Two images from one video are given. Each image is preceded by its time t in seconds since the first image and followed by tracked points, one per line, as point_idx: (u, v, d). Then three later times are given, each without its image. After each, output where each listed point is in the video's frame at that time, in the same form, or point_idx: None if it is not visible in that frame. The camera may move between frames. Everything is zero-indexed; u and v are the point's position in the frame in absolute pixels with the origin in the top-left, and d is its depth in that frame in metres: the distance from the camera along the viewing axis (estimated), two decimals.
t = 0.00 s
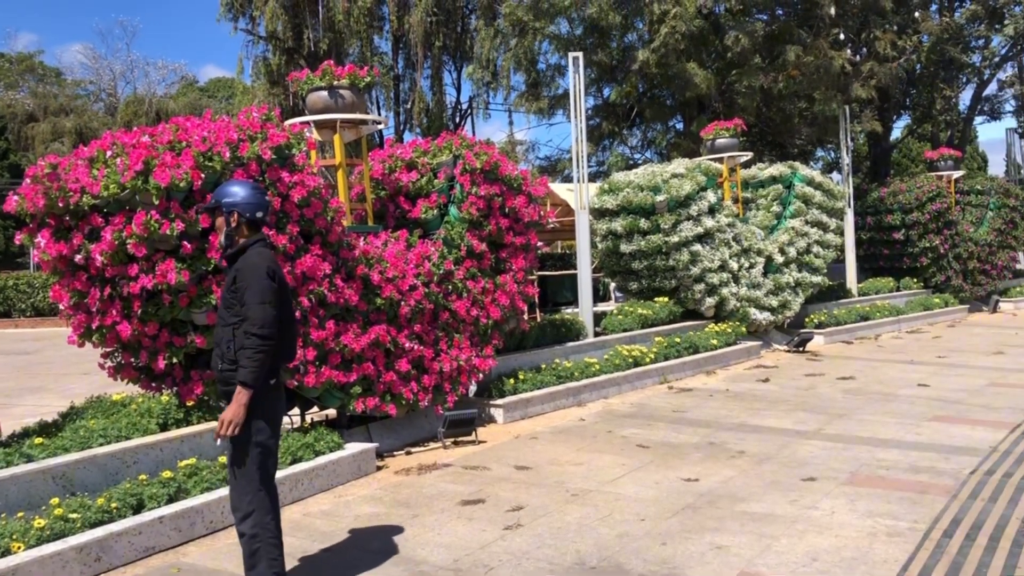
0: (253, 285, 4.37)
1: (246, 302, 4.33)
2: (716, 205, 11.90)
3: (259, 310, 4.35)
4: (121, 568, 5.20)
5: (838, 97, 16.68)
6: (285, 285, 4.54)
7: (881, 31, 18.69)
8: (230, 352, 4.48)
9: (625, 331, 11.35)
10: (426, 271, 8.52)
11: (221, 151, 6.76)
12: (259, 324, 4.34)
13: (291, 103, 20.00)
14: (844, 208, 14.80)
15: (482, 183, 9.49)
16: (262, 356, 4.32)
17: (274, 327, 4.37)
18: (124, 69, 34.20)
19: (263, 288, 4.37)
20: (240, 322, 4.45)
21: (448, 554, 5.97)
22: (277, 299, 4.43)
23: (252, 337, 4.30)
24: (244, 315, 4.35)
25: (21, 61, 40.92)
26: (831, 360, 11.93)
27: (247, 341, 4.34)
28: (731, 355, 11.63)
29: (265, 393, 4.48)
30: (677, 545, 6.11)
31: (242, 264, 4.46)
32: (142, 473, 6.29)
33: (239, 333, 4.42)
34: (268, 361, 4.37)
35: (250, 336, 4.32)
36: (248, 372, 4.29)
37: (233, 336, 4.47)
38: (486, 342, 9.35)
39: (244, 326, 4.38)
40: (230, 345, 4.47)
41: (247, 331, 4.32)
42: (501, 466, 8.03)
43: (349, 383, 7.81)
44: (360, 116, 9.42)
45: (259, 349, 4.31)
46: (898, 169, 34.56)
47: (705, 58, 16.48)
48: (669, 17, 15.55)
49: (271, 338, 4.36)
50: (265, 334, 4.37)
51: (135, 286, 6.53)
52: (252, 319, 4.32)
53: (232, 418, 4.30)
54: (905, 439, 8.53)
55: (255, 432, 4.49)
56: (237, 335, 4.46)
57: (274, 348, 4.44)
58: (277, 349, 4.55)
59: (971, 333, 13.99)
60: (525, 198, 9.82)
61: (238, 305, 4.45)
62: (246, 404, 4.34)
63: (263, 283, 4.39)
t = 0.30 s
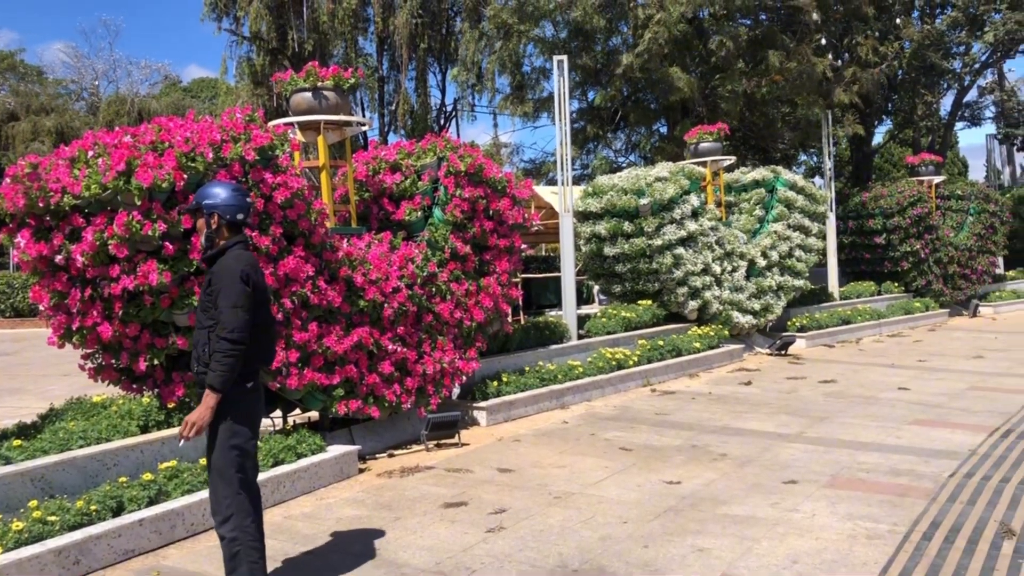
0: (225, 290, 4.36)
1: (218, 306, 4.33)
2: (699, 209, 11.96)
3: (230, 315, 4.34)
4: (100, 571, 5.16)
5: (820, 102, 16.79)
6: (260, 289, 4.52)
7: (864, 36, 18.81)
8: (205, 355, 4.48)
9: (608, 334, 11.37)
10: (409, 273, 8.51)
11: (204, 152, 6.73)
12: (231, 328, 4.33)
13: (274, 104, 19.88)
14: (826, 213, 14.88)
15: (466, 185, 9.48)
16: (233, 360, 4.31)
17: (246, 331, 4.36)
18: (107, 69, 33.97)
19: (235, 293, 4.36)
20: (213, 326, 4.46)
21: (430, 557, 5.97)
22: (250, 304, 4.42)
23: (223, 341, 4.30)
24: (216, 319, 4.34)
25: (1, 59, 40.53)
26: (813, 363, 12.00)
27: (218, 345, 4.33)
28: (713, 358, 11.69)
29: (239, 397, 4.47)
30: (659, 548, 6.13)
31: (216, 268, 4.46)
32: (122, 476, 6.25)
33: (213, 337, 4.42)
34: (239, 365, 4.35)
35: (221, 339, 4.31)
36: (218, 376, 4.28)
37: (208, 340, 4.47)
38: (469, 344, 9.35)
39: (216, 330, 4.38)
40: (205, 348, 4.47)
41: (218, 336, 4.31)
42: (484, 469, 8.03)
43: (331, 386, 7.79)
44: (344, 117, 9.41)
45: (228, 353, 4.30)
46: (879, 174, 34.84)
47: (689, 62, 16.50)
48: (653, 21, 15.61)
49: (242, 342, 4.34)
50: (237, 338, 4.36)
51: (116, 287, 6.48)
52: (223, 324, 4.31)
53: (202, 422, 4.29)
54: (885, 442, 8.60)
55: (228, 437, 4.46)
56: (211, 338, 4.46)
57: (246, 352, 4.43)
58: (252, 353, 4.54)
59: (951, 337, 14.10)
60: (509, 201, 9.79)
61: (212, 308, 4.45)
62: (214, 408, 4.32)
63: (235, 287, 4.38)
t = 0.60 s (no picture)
0: (210, 295, 4.34)
1: (202, 312, 4.32)
2: (685, 212, 11.98)
3: (215, 320, 4.33)
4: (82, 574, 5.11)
5: (805, 106, 16.86)
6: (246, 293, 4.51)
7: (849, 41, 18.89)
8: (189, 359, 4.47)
9: (595, 336, 11.38)
10: (395, 275, 8.49)
11: (189, 153, 6.69)
12: (216, 334, 4.31)
13: (260, 105, 19.75)
14: (811, 216, 14.93)
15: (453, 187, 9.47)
16: (219, 366, 4.30)
17: (232, 336, 4.35)
18: (91, 68, 33.74)
19: (220, 298, 4.35)
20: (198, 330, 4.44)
21: (415, 560, 5.95)
22: (235, 308, 4.41)
23: (209, 347, 4.29)
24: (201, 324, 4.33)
25: None
26: (798, 366, 12.04)
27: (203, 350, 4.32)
28: (699, 361, 11.72)
29: (224, 400, 4.46)
30: (645, 550, 6.13)
31: (200, 272, 4.44)
32: (105, 478, 6.20)
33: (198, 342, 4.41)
34: (225, 370, 4.35)
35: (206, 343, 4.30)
36: (204, 382, 4.27)
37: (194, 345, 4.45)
38: (455, 347, 9.33)
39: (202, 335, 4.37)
40: (189, 352, 4.46)
41: (203, 341, 4.31)
42: (470, 472, 8.01)
43: (317, 388, 7.75)
44: (330, 119, 9.38)
45: (215, 359, 4.29)
46: (864, 178, 35.03)
47: (675, 65, 16.52)
48: (639, 25, 15.64)
49: (228, 347, 4.34)
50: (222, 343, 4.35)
51: (100, 289, 6.43)
52: (208, 330, 4.30)
53: (189, 427, 4.28)
54: (870, 444, 8.64)
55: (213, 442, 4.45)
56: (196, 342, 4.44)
57: (232, 357, 4.42)
58: (238, 357, 4.52)
59: (935, 340, 14.18)
60: (496, 203, 9.81)
61: (197, 313, 4.44)
62: (202, 414, 4.32)
63: (220, 292, 4.37)
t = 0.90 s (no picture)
0: (195, 300, 4.32)
1: (188, 317, 4.30)
2: (672, 216, 12.00)
3: (201, 325, 4.31)
4: None
5: (792, 110, 16.92)
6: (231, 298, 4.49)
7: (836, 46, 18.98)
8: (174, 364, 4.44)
9: (582, 340, 11.37)
10: (382, 278, 8.48)
11: (174, 156, 6.64)
12: (203, 339, 4.30)
13: (247, 108, 19.66)
14: (797, 220, 14.96)
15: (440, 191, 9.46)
16: (205, 371, 4.28)
17: (218, 341, 4.33)
18: (76, 70, 33.56)
19: (206, 303, 4.33)
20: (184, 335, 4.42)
21: (401, 564, 5.93)
22: (221, 313, 4.39)
23: (194, 352, 4.26)
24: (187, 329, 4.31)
25: None
26: (784, 369, 12.08)
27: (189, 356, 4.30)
28: (685, 364, 11.75)
29: (210, 405, 4.43)
30: (631, 554, 6.13)
31: (185, 277, 4.42)
32: (88, 483, 6.15)
33: (183, 347, 4.39)
34: (212, 375, 4.33)
35: (192, 348, 4.28)
36: (191, 388, 4.25)
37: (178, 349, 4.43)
38: (442, 350, 9.31)
39: (187, 340, 4.35)
40: (174, 358, 4.43)
41: (189, 347, 4.28)
42: (456, 476, 8.00)
43: (303, 392, 7.72)
44: (317, 122, 9.35)
45: (202, 364, 4.27)
46: (850, 182, 35.21)
47: (662, 70, 16.52)
48: (626, 29, 15.66)
49: (214, 352, 4.32)
50: (209, 349, 4.33)
51: (84, 292, 6.38)
52: (194, 335, 4.28)
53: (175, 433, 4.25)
54: (855, 447, 8.67)
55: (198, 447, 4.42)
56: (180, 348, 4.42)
57: (218, 362, 4.40)
58: (223, 361, 4.50)
59: (920, 344, 14.26)
60: (483, 207, 9.80)
61: (182, 318, 4.41)
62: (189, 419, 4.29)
63: (206, 297, 4.35)
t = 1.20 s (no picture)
0: (180, 304, 4.29)
1: (173, 320, 4.27)
2: (656, 222, 12.07)
3: (186, 329, 4.28)
4: None
5: (776, 116, 16.97)
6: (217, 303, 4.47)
7: (820, 53, 19.06)
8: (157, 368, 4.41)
9: (567, 345, 11.36)
10: (366, 283, 8.45)
11: (157, 160, 6.61)
12: (188, 343, 4.27)
13: (232, 111, 19.59)
14: (781, 225, 15.00)
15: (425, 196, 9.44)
16: (189, 375, 4.25)
17: (202, 345, 4.31)
18: (60, 73, 33.37)
19: (191, 307, 4.30)
20: (168, 340, 4.39)
21: (384, 571, 5.90)
22: (206, 317, 4.36)
23: (179, 356, 4.24)
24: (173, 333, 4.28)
25: None
26: (767, 374, 12.12)
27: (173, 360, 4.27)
28: (670, 369, 11.77)
29: (194, 410, 4.40)
30: (614, 560, 6.12)
31: (171, 280, 4.39)
32: (68, 490, 6.09)
33: (167, 351, 4.35)
34: (196, 379, 4.30)
35: (176, 352, 4.26)
36: (175, 392, 4.22)
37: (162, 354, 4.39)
38: (427, 355, 9.27)
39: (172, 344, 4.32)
40: (158, 362, 4.40)
41: (173, 351, 4.25)
42: (441, 481, 7.97)
43: (286, 398, 7.68)
44: (302, 126, 9.32)
45: (186, 368, 4.24)
46: (833, 188, 35.40)
47: (647, 76, 16.47)
48: (612, 35, 15.67)
49: (199, 356, 4.29)
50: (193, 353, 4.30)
51: (65, 297, 6.32)
52: (178, 339, 4.25)
53: (159, 438, 4.23)
54: (839, 453, 8.70)
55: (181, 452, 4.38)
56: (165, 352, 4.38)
57: (203, 366, 4.38)
58: (207, 366, 4.47)
59: (902, 349, 14.34)
60: (468, 212, 9.78)
61: (166, 323, 4.38)
62: (173, 423, 4.26)
63: (191, 301, 4.32)
